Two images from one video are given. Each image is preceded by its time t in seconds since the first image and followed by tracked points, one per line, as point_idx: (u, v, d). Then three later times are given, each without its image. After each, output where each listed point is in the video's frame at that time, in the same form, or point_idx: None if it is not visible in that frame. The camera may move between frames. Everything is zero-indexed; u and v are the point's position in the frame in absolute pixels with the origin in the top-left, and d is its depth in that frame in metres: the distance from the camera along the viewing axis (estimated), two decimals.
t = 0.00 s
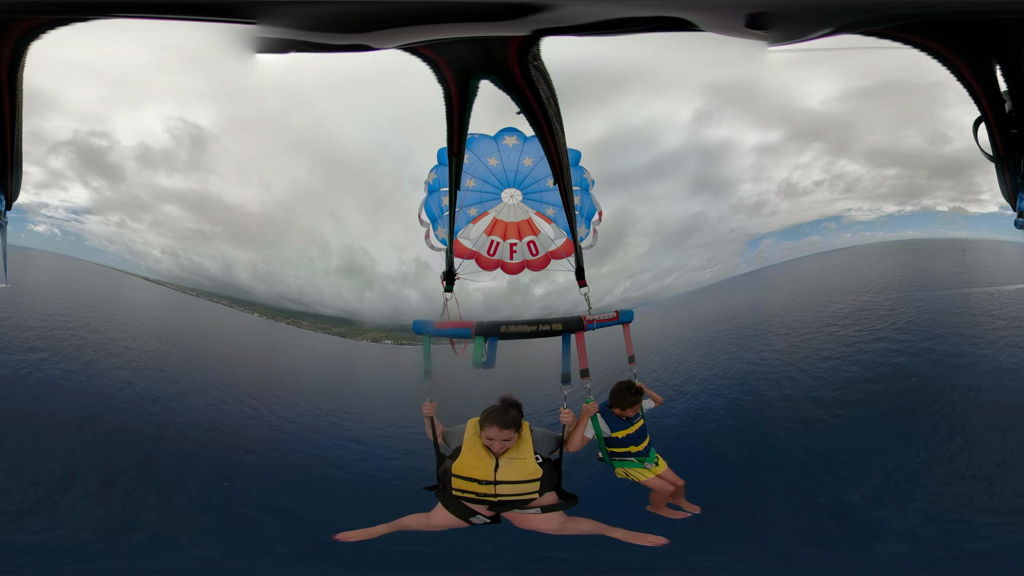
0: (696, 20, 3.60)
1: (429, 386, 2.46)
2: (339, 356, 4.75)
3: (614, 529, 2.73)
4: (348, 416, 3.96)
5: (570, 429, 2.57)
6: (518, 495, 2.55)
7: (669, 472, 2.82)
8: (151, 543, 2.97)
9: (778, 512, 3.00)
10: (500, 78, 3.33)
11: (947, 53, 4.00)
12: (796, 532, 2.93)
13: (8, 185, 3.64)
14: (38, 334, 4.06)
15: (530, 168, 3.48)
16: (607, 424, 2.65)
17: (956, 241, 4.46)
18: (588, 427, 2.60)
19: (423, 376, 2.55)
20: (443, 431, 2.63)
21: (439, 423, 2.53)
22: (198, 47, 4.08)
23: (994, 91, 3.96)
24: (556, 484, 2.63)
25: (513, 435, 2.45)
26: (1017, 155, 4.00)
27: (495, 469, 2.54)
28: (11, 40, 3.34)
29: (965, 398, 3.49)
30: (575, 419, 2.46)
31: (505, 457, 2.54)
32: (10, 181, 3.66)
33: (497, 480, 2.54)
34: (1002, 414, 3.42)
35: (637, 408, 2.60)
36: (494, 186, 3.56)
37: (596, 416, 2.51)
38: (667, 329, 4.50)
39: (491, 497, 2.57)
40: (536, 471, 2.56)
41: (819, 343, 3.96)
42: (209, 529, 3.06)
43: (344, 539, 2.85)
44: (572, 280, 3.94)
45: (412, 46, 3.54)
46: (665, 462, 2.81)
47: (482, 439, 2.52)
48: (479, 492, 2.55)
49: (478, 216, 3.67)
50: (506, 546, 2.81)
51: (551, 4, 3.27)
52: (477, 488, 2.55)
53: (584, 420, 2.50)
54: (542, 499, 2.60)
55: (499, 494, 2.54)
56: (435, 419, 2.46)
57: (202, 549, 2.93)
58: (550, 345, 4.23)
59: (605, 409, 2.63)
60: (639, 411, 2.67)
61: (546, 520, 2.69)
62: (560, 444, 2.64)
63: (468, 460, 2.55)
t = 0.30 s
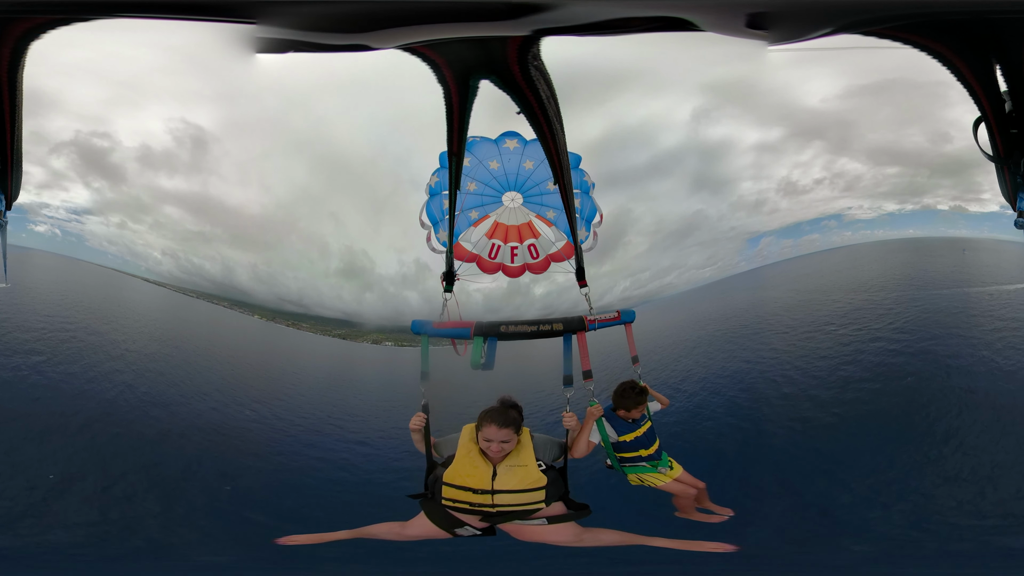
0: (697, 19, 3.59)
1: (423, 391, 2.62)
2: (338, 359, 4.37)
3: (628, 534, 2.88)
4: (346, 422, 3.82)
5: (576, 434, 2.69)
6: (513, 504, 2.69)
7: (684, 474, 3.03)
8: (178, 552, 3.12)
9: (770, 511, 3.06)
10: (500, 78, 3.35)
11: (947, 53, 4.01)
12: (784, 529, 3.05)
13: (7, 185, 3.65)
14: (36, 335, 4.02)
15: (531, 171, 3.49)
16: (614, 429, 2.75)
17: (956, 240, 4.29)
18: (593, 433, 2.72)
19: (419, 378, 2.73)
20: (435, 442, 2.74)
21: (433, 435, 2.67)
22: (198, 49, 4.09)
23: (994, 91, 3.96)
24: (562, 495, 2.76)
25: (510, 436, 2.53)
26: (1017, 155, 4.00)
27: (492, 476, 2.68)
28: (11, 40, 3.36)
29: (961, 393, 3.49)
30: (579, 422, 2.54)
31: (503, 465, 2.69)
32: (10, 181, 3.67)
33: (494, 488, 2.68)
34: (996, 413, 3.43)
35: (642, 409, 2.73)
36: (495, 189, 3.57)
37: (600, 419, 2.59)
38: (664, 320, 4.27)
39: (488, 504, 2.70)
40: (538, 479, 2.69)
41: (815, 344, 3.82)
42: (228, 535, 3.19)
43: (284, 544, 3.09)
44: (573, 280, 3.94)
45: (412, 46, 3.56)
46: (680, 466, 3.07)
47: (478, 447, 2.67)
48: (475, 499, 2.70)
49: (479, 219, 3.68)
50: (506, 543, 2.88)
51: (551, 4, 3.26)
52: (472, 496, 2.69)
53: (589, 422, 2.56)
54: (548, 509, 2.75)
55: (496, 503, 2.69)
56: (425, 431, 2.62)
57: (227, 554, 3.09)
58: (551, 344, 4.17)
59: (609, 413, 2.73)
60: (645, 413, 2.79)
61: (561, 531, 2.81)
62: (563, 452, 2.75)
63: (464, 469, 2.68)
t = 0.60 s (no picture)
0: (696, 19, 3.59)
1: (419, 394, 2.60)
2: (338, 358, 4.36)
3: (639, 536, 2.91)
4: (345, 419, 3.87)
5: (579, 437, 2.72)
6: (506, 511, 2.74)
7: (694, 476, 3.13)
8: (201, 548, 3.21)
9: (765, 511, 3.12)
10: (500, 77, 3.34)
11: (947, 53, 4.03)
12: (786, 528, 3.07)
13: (8, 184, 3.66)
14: (35, 334, 4.02)
15: (532, 174, 3.51)
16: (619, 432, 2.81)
17: (955, 240, 4.24)
18: (597, 434, 2.77)
19: (418, 379, 2.67)
20: (430, 444, 2.84)
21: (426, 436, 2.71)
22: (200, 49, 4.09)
23: (994, 91, 3.97)
24: (568, 501, 2.76)
25: (502, 437, 2.67)
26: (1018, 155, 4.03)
27: (487, 479, 2.77)
28: (11, 40, 3.38)
29: (961, 395, 3.52)
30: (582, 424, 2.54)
31: (499, 468, 2.78)
32: (9, 181, 3.67)
33: (491, 493, 2.75)
34: (996, 412, 3.46)
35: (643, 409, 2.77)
36: (496, 192, 3.57)
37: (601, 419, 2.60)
38: (664, 325, 4.20)
39: (482, 509, 2.76)
40: (537, 483, 2.75)
41: (815, 350, 3.78)
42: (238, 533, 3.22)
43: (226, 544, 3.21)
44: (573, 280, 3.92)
45: (412, 46, 3.57)
46: (687, 467, 3.16)
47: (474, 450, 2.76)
48: (468, 503, 2.75)
49: (480, 222, 3.67)
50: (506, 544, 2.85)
51: (551, 4, 3.26)
52: (463, 501, 2.74)
53: (591, 422, 2.57)
54: (553, 517, 2.76)
55: (491, 508, 2.75)
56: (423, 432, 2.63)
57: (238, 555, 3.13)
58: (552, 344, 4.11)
59: (612, 416, 2.79)
60: (646, 414, 2.84)
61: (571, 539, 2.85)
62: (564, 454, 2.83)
63: (460, 471, 2.77)
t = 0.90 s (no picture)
0: (696, 19, 3.59)
1: (421, 390, 2.65)
2: (337, 356, 4.31)
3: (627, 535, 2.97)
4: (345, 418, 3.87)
5: (575, 435, 2.84)
6: (505, 503, 2.84)
7: (682, 476, 3.19)
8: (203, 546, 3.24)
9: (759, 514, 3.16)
10: (500, 76, 3.33)
11: (947, 53, 4.04)
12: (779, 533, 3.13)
13: (8, 184, 3.66)
14: (35, 334, 4.02)
15: (533, 176, 3.51)
16: (612, 430, 2.87)
17: (954, 242, 4.27)
18: (592, 431, 2.84)
19: (418, 378, 2.72)
20: (432, 441, 2.91)
21: (429, 434, 2.81)
22: (200, 47, 4.09)
23: (994, 91, 3.99)
24: (559, 497, 2.86)
25: (491, 433, 2.78)
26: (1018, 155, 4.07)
27: (486, 472, 2.88)
28: (11, 40, 3.37)
29: (960, 398, 3.53)
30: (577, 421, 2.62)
31: (497, 462, 2.88)
32: (10, 181, 3.67)
33: (489, 485, 2.86)
34: (997, 415, 3.48)
35: (637, 409, 2.85)
36: (497, 194, 3.60)
37: (598, 417, 2.75)
38: (662, 327, 4.16)
39: (482, 502, 2.87)
40: (531, 475, 2.86)
41: (812, 354, 3.78)
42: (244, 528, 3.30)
43: (231, 542, 3.23)
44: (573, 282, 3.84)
45: (412, 46, 3.57)
46: (676, 468, 3.24)
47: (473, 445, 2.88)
48: (468, 496, 2.86)
49: (481, 223, 3.68)
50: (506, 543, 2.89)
51: (550, 4, 3.26)
52: (466, 493, 2.86)
53: (587, 418, 2.72)
54: (545, 512, 2.86)
55: (490, 501, 2.85)
56: (425, 430, 2.73)
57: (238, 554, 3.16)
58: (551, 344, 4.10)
59: (607, 414, 2.86)
60: (640, 413, 2.91)
61: (568, 537, 2.89)
62: (560, 450, 2.95)
63: (461, 464, 2.89)
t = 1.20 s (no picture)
0: (697, 20, 3.59)
1: (427, 388, 2.56)
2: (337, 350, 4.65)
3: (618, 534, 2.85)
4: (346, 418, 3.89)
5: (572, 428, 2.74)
6: (510, 493, 2.72)
7: (665, 474, 3.03)
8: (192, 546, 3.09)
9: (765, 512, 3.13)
10: (500, 77, 3.35)
11: (947, 54, 4.02)
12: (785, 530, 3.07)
13: (8, 184, 3.66)
14: (35, 334, 4.01)
15: (533, 175, 3.51)
16: (606, 424, 2.79)
17: (953, 245, 4.41)
18: (587, 426, 2.76)
19: (423, 376, 2.63)
20: (439, 436, 2.92)
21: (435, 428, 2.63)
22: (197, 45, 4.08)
23: (994, 91, 3.97)
24: (552, 488, 2.79)
25: (496, 425, 2.62)
26: (1017, 155, 4.03)
27: (490, 463, 2.74)
28: (11, 40, 3.36)
29: (965, 397, 3.50)
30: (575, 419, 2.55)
31: (500, 453, 2.75)
32: (10, 181, 3.67)
33: (492, 477, 2.71)
34: (1000, 410, 3.47)
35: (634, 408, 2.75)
36: (498, 193, 3.60)
37: (596, 416, 2.66)
38: (661, 332, 4.40)
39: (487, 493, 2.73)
40: (530, 466, 2.75)
41: (810, 358, 3.88)
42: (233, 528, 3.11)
43: (287, 541, 2.96)
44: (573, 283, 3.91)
45: (412, 46, 3.55)
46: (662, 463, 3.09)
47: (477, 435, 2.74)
48: (472, 487, 2.73)
49: (481, 222, 3.68)
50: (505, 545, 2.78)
51: (551, 4, 3.26)
52: (471, 484, 2.72)
53: (584, 417, 2.66)
54: (539, 503, 2.77)
55: (495, 492, 2.70)
56: (431, 427, 2.58)
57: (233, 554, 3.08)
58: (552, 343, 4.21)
59: (604, 409, 2.78)
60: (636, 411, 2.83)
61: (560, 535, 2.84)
62: (557, 443, 2.90)
63: (464, 455, 2.75)
